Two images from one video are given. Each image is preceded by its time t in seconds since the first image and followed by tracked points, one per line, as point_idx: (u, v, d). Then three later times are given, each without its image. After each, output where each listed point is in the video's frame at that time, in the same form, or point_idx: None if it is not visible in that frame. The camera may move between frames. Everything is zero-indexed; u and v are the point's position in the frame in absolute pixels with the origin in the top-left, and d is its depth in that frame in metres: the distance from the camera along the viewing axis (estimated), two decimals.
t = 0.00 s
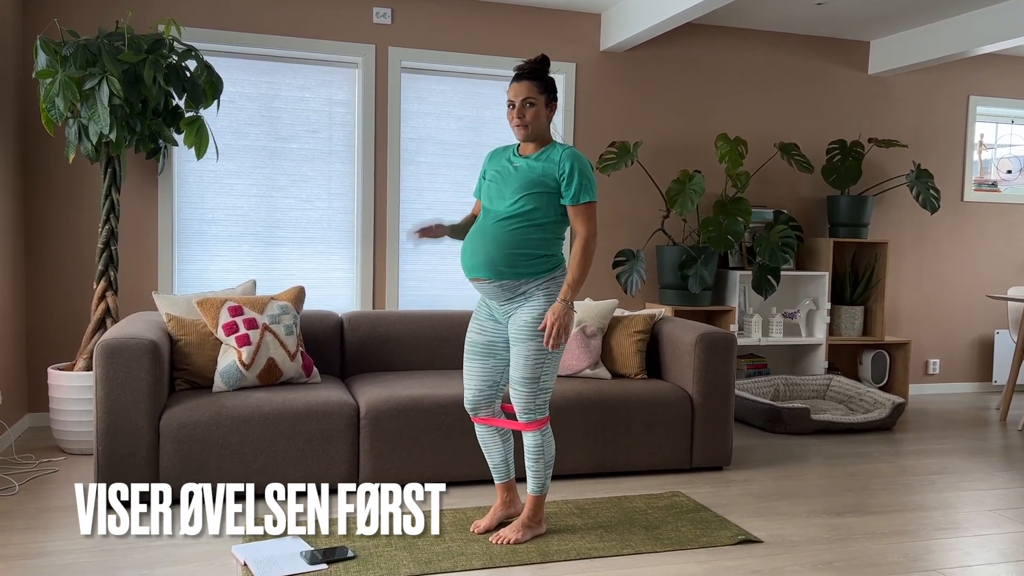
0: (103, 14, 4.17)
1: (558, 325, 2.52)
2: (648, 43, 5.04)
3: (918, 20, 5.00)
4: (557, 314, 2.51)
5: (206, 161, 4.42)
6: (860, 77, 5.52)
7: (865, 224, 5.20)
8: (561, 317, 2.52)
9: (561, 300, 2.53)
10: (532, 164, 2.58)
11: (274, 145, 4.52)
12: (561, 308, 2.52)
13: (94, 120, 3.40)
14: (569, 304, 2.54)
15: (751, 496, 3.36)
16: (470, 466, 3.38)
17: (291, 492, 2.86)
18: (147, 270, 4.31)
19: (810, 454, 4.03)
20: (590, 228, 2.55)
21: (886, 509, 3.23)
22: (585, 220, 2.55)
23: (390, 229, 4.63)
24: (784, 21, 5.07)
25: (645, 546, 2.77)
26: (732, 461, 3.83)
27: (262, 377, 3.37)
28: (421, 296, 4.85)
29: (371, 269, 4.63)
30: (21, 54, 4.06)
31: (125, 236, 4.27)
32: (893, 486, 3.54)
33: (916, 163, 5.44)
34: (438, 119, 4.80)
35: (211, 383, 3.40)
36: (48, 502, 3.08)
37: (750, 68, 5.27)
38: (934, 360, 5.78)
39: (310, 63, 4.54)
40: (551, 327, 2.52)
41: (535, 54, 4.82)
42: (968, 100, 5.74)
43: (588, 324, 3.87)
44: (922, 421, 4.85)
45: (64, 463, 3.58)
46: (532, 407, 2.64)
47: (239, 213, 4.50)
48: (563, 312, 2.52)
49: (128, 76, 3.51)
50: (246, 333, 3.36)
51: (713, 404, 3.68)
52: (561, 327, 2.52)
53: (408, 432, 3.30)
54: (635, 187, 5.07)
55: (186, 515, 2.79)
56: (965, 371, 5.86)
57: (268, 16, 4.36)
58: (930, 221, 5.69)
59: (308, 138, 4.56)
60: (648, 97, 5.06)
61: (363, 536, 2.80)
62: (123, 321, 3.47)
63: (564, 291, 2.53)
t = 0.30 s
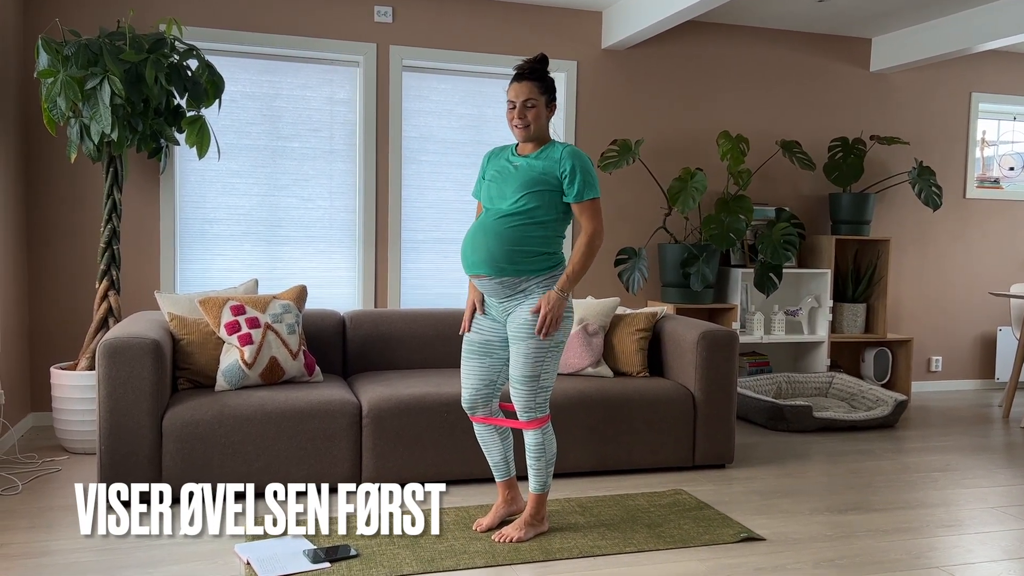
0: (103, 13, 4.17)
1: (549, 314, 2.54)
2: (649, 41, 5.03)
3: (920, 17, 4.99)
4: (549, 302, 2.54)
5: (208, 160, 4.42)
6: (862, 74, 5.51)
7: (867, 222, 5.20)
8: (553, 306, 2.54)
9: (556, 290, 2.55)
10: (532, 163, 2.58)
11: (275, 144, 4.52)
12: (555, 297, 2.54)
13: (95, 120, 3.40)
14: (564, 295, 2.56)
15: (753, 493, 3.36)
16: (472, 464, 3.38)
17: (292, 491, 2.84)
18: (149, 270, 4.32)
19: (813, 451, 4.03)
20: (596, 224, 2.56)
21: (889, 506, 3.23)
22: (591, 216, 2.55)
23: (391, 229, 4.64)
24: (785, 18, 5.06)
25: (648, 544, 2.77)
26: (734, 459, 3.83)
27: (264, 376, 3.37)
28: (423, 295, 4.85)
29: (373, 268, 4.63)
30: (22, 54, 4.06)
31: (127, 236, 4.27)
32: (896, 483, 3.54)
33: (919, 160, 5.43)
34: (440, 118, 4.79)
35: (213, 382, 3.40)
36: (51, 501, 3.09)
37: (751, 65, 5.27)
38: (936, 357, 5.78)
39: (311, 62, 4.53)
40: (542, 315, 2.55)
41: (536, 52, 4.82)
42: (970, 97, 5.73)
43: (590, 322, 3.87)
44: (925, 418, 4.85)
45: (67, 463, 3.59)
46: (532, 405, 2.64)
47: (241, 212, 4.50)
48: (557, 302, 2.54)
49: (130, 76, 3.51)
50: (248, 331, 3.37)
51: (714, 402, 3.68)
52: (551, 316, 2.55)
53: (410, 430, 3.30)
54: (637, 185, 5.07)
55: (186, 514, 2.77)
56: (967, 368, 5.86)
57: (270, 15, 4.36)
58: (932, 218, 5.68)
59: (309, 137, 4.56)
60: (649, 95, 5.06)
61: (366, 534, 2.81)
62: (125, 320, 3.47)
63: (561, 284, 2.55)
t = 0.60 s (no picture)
0: (105, 13, 4.18)
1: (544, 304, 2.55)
2: (651, 39, 5.03)
3: (921, 14, 4.98)
4: (545, 293, 2.55)
5: (209, 159, 4.42)
6: (864, 71, 5.51)
7: (869, 219, 5.19)
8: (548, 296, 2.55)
9: (552, 281, 2.56)
10: (531, 162, 2.58)
11: (277, 143, 4.52)
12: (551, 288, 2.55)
13: (97, 119, 3.41)
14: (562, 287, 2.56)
15: (756, 491, 3.36)
16: (474, 463, 3.38)
17: (291, 492, 2.80)
18: (150, 269, 4.32)
19: (815, 449, 4.03)
20: (597, 221, 2.57)
21: (892, 504, 3.23)
22: (592, 213, 2.56)
23: (393, 228, 4.64)
24: (787, 15, 5.05)
25: (650, 542, 2.77)
26: (736, 457, 3.83)
27: (267, 374, 3.37)
28: (424, 294, 4.85)
29: (375, 267, 4.63)
30: (23, 53, 4.06)
31: (130, 234, 4.28)
32: (898, 481, 3.54)
33: (921, 158, 5.42)
34: (441, 116, 4.79)
35: (215, 381, 3.40)
36: (54, 500, 3.09)
37: (752, 63, 5.26)
38: (938, 355, 5.77)
39: (312, 61, 4.53)
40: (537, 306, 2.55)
41: (537, 50, 4.81)
42: (972, 94, 5.73)
43: (592, 319, 3.87)
44: (927, 416, 4.85)
45: (70, 461, 3.59)
46: (534, 403, 2.64)
47: (242, 211, 4.50)
48: (552, 293, 2.54)
49: (131, 75, 3.51)
50: (250, 330, 3.37)
51: (716, 400, 3.68)
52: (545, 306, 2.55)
53: (412, 428, 3.30)
54: (639, 183, 5.06)
55: (186, 515, 2.76)
56: (969, 366, 5.85)
57: (271, 14, 4.36)
58: (934, 215, 5.68)
59: (310, 136, 4.56)
60: (651, 93, 5.06)
61: (368, 533, 2.81)
62: (127, 319, 3.47)
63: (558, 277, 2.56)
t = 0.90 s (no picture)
0: (106, 12, 4.18)
1: (547, 303, 2.55)
2: (652, 37, 5.02)
3: (922, 12, 4.97)
4: (547, 292, 2.54)
5: (211, 159, 4.43)
6: (865, 69, 5.50)
7: (871, 218, 5.18)
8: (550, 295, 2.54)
9: (555, 279, 2.55)
10: (533, 161, 2.58)
11: (279, 143, 4.53)
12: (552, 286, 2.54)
13: (100, 119, 3.42)
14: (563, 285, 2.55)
15: (758, 489, 3.36)
16: (476, 462, 3.38)
17: (292, 491, 2.80)
18: (152, 268, 4.32)
19: (817, 447, 4.03)
20: (598, 219, 2.57)
21: (894, 502, 3.23)
22: (593, 211, 2.57)
23: (395, 227, 4.64)
24: (788, 13, 5.05)
25: (652, 541, 2.77)
26: (738, 455, 3.83)
27: (269, 373, 3.38)
28: (426, 293, 4.85)
29: (376, 267, 4.63)
30: (25, 53, 4.06)
31: (132, 234, 4.28)
32: (900, 479, 3.54)
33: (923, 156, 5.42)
34: (443, 115, 4.79)
35: (217, 380, 3.41)
36: (57, 499, 3.10)
37: (754, 61, 5.25)
38: (940, 353, 5.76)
39: (313, 60, 4.53)
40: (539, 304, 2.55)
41: (538, 49, 4.81)
42: (974, 92, 5.72)
43: (594, 318, 3.87)
44: (929, 414, 4.84)
45: (73, 461, 3.60)
46: (535, 402, 2.64)
47: (244, 210, 4.51)
48: (554, 290, 2.54)
49: (132, 75, 3.50)
50: (252, 329, 3.38)
51: (718, 399, 3.68)
52: (548, 305, 2.55)
53: (414, 427, 3.31)
54: (640, 182, 5.06)
55: (186, 515, 2.75)
56: (971, 364, 5.84)
57: (272, 14, 4.36)
58: (936, 213, 5.67)
59: (312, 135, 4.57)
60: (652, 91, 5.05)
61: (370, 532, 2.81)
62: (129, 319, 3.48)
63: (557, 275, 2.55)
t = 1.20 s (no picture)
0: (108, 11, 4.18)
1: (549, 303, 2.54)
2: (653, 35, 5.02)
3: (924, 10, 4.96)
4: (549, 291, 2.54)
5: (213, 157, 4.43)
6: (867, 67, 5.49)
7: (873, 216, 5.18)
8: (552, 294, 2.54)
9: (557, 278, 2.55)
10: (535, 160, 2.58)
11: (281, 141, 4.53)
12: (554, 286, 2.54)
13: (101, 117, 3.43)
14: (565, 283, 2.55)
15: (760, 488, 3.36)
16: (479, 459, 3.38)
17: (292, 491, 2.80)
18: (154, 267, 4.33)
19: (818, 446, 4.03)
20: (601, 217, 2.58)
21: (896, 500, 3.23)
22: (595, 210, 2.57)
23: (397, 225, 4.63)
24: (790, 11, 5.04)
25: (654, 539, 2.77)
26: (740, 454, 3.83)
27: (270, 372, 3.38)
28: (428, 292, 4.85)
29: (378, 265, 4.63)
30: (27, 52, 4.07)
31: (134, 232, 4.29)
32: (902, 478, 3.54)
33: (925, 154, 5.41)
34: (445, 114, 4.79)
35: (219, 379, 3.41)
36: (59, 498, 3.10)
37: (756, 59, 5.25)
38: (942, 351, 5.76)
39: (315, 59, 4.53)
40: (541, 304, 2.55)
41: (539, 47, 4.81)
42: (976, 90, 5.71)
43: (596, 317, 3.87)
44: (931, 412, 4.84)
45: (74, 459, 3.60)
46: (536, 401, 2.64)
47: (246, 209, 4.51)
48: (556, 290, 2.54)
49: (134, 74, 3.49)
50: (253, 328, 3.37)
51: (720, 398, 3.68)
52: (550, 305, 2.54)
53: (415, 426, 3.31)
54: (642, 180, 5.06)
55: (186, 514, 2.75)
56: (973, 362, 5.84)
57: (273, 13, 4.36)
58: (937, 211, 5.66)
59: (313, 134, 4.57)
60: (653, 89, 5.05)
61: (372, 530, 2.81)
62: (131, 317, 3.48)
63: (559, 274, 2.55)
